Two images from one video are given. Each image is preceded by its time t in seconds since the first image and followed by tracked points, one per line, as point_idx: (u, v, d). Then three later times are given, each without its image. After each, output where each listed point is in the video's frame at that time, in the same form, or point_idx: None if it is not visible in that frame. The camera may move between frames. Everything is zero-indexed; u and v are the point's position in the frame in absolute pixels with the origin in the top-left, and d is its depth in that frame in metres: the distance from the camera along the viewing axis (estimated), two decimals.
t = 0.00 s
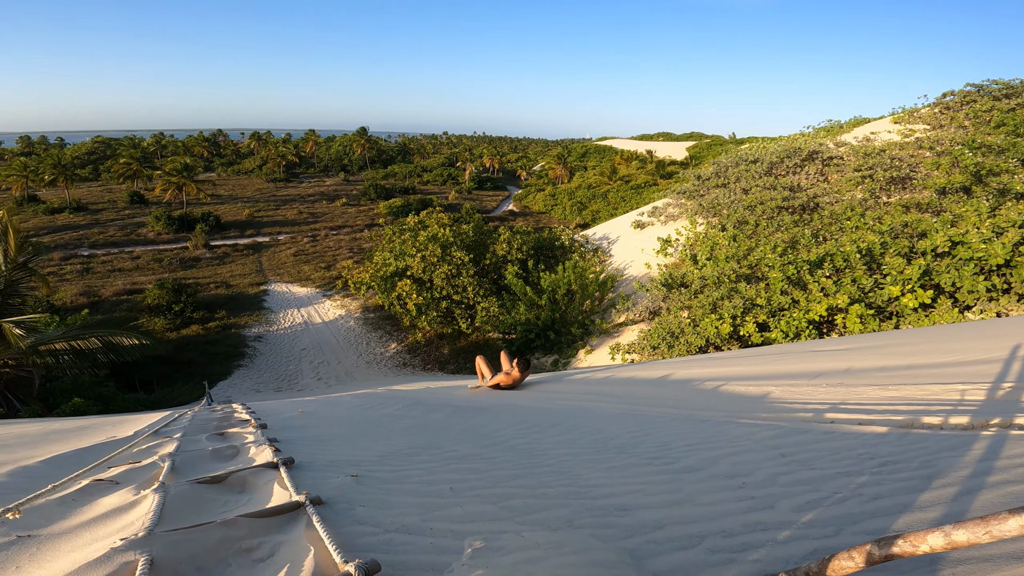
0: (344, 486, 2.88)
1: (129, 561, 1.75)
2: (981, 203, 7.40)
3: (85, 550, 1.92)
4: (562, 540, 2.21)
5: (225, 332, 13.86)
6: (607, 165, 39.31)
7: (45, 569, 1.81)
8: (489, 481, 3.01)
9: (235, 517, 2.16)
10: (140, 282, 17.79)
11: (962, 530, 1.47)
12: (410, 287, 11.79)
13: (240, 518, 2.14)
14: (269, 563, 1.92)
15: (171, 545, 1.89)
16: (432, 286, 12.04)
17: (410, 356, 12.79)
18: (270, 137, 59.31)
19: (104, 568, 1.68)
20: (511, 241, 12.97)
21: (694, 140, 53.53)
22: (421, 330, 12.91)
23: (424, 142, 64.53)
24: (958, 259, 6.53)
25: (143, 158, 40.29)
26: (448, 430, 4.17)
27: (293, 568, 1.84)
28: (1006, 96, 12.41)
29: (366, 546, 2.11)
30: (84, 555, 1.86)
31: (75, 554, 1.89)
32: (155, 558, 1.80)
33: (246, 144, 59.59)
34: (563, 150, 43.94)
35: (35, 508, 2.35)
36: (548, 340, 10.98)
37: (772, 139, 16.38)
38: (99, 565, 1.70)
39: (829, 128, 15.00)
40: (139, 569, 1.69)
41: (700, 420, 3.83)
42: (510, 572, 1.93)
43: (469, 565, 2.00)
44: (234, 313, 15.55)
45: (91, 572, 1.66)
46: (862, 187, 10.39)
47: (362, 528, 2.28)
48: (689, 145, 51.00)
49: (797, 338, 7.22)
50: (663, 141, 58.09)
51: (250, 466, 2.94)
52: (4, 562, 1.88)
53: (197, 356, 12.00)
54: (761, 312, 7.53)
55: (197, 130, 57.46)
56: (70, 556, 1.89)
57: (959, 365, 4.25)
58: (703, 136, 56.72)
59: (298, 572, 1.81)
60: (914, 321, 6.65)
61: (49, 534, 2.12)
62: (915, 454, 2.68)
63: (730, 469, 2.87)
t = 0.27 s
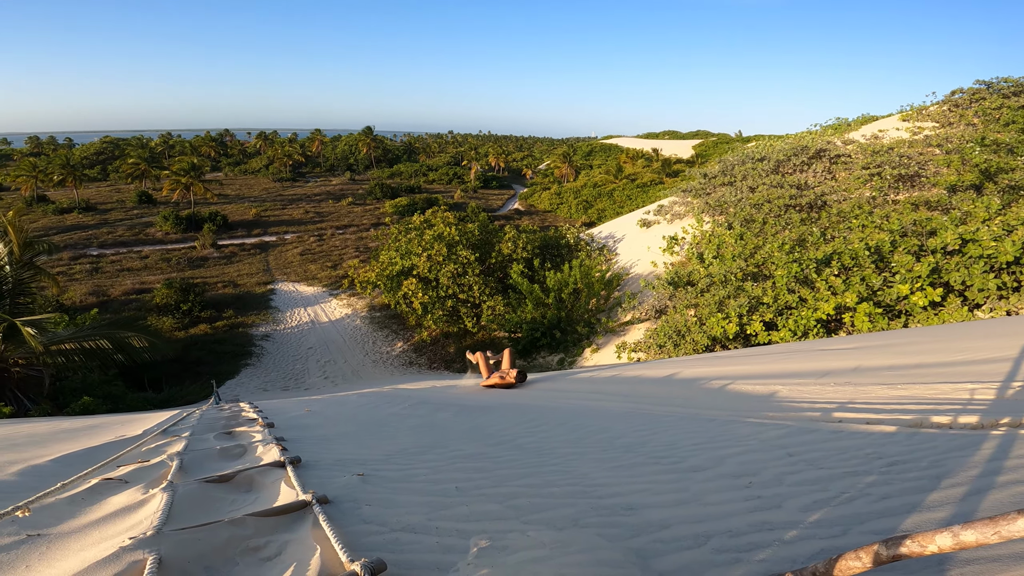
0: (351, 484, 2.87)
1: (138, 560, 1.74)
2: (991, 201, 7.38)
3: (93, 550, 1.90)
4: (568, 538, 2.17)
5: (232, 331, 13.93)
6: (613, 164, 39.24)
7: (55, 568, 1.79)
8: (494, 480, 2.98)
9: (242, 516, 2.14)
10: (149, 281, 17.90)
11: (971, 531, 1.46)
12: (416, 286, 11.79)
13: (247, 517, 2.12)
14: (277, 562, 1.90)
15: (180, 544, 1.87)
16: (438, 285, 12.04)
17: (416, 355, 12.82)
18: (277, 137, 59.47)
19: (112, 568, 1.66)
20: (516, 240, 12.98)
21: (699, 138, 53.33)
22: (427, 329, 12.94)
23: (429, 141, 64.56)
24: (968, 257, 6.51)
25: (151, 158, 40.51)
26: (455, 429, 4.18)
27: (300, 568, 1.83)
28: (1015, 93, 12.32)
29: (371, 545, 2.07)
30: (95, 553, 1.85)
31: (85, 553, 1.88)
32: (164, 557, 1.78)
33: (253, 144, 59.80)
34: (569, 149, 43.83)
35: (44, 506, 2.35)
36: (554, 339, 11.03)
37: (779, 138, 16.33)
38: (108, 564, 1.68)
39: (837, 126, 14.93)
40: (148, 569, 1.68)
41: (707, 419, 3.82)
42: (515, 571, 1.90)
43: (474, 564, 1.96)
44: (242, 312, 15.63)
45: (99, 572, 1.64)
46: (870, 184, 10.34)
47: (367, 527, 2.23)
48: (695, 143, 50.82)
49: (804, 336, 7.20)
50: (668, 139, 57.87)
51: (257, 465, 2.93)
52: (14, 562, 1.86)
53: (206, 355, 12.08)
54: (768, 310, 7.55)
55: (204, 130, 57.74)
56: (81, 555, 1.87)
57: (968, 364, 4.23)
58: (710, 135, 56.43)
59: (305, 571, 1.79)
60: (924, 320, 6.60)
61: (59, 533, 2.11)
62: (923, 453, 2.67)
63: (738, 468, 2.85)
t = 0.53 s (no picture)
0: (357, 482, 2.87)
1: (144, 558, 1.72)
2: (1003, 199, 7.34)
3: (100, 546, 1.88)
4: (573, 537, 2.15)
5: (240, 330, 13.99)
6: (620, 163, 39.12)
7: (62, 565, 1.77)
8: (498, 478, 2.98)
9: (248, 513, 2.11)
10: (158, 280, 18.01)
11: (982, 531, 1.44)
12: (422, 284, 11.77)
13: (253, 514, 2.10)
14: (282, 560, 1.87)
15: (186, 541, 1.85)
16: (444, 283, 12.02)
17: (422, 353, 12.85)
18: (284, 136, 59.66)
19: (118, 565, 1.64)
20: (523, 238, 12.99)
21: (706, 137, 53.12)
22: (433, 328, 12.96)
23: (435, 140, 64.59)
24: (980, 256, 6.48)
25: (160, 157, 40.72)
26: (461, 428, 4.20)
27: (305, 566, 1.79)
28: None
29: (377, 543, 2.07)
30: (101, 550, 1.83)
31: (92, 551, 1.85)
32: (170, 555, 1.76)
33: (260, 143, 60.00)
34: (575, 147, 43.72)
35: (53, 503, 2.35)
36: (560, 337, 11.06)
37: (787, 136, 16.25)
38: (115, 561, 1.66)
39: (845, 124, 14.86)
40: (154, 568, 1.65)
41: (713, 418, 3.82)
42: (520, 570, 1.89)
43: (479, 562, 1.95)
44: (250, 310, 15.72)
45: (105, 570, 1.62)
46: (879, 183, 10.27)
47: (374, 525, 2.24)
48: (701, 142, 50.65)
49: (812, 335, 7.20)
50: (674, 138, 57.62)
51: (264, 463, 2.93)
52: (21, 559, 1.84)
53: (214, 353, 12.15)
54: (776, 309, 7.55)
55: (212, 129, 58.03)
56: (88, 552, 1.85)
57: (979, 364, 4.21)
58: (717, 134, 56.32)
59: (310, 569, 1.76)
60: (934, 319, 6.63)
61: (67, 530, 2.10)
62: (933, 453, 2.67)
63: (744, 468, 2.84)
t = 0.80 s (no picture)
0: (363, 481, 2.88)
1: (153, 555, 1.73)
2: (1017, 200, 7.28)
3: (109, 544, 1.90)
4: (579, 538, 2.15)
5: (248, 327, 14.07)
6: (627, 161, 39.00)
7: (71, 563, 1.78)
8: (505, 477, 2.98)
9: (255, 512, 2.12)
10: (168, 277, 18.16)
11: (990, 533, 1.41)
12: (430, 283, 11.68)
13: (260, 513, 2.11)
14: (288, 559, 1.87)
15: (194, 539, 1.86)
16: (451, 282, 11.98)
17: (429, 352, 12.89)
18: (292, 135, 59.89)
19: (127, 563, 1.65)
20: (530, 237, 12.99)
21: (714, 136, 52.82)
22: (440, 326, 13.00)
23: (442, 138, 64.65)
24: (994, 257, 6.44)
25: (170, 156, 40.99)
26: (467, 426, 4.21)
27: (312, 565, 1.80)
28: None
29: (383, 542, 2.08)
30: (111, 548, 1.84)
31: (101, 549, 1.86)
32: (178, 553, 1.77)
33: (269, 141, 60.27)
34: (583, 146, 43.60)
35: (63, 501, 2.37)
36: (567, 337, 11.10)
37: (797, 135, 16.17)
38: (124, 559, 1.67)
39: (856, 123, 14.76)
40: (162, 566, 1.66)
41: (721, 418, 3.82)
42: (526, 570, 1.88)
43: (485, 562, 1.95)
44: (258, 308, 15.82)
45: (115, 567, 1.63)
46: (890, 183, 10.21)
47: (380, 524, 2.25)
48: (709, 141, 50.41)
49: (820, 336, 7.15)
50: (682, 137, 57.32)
51: (272, 462, 2.94)
52: (31, 556, 1.85)
53: (222, 350, 12.22)
54: (784, 309, 7.54)
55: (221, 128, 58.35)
56: (97, 550, 1.86)
57: (991, 366, 4.17)
58: (725, 133, 56.04)
59: (316, 568, 1.76)
60: (945, 320, 6.58)
61: (76, 528, 2.11)
62: (943, 455, 2.65)
63: (751, 469, 2.83)
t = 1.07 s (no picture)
0: (373, 481, 2.88)
1: (167, 555, 1.75)
2: None
3: (124, 543, 1.91)
4: (590, 539, 2.14)
5: (256, 326, 14.15)
6: (634, 162, 38.91)
7: (86, 561, 1.79)
8: (513, 478, 2.98)
9: (267, 512, 2.13)
10: (176, 276, 18.28)
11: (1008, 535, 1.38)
12: (437, 283, 11.79)
13: (273, 513, 2.12)
14: (301, 559, 1.88)
15: (208, 538, 1.88)
16: (458, 282, 12.06)
17: (435, 351, 12.92)
18: (300, 135, 60.16)
19: (143, 563, 1.67)
20: (537, 237, 13.01)
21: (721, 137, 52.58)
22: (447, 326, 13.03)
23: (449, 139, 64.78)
24: (1007, 260, 6.40)
25: (180, 155, 41.27)
26: (475, 427, 4.22)
27: (324, 565, 1.80)
28: None
29: (394, 542, 2.09)
30: (125, 547, 1.85)
31: (116, 547, 1.88)
32: (192, 553, 1.79)
33: (277, 141, 60.62)
34: (590, 147, 43.53)
35: (78, 499, 2.39)
36: (573, 337, 11.06)
37: (806, 137, 16.10)
38: (139, 558, 1.69)
39: (866, 125, 14.68)
40: (178, 565, 1.68)
41: (730, 421, 3.80)
42: (537, 571, 1.88)
43: (497, 563, 1.95)
44: (266, 306, 15.91)
45: (131, 566, 1.65)
46: (900, 184, 10.15)
47: (391, 524, 2.25)
48: (717, 142, 50.21)
49: (829, 339, 7.19)
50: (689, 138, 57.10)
51: (282, 461, 2.96)
52: (47, 555, 1.87)
53: (229, 348, 12.30)
54: (793, 311, 7.53)
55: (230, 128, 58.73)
56: (112, 549, 1.87)
57: (1003, 370, 4.14)
58: (733, 134, 55.82)
59: (329, 568, 1.77)
60: (956, 323, 6.57)
61: (91, 527, 2.13)
62: (955, 458, 2.63)
63: (761, 471, 2.82)
